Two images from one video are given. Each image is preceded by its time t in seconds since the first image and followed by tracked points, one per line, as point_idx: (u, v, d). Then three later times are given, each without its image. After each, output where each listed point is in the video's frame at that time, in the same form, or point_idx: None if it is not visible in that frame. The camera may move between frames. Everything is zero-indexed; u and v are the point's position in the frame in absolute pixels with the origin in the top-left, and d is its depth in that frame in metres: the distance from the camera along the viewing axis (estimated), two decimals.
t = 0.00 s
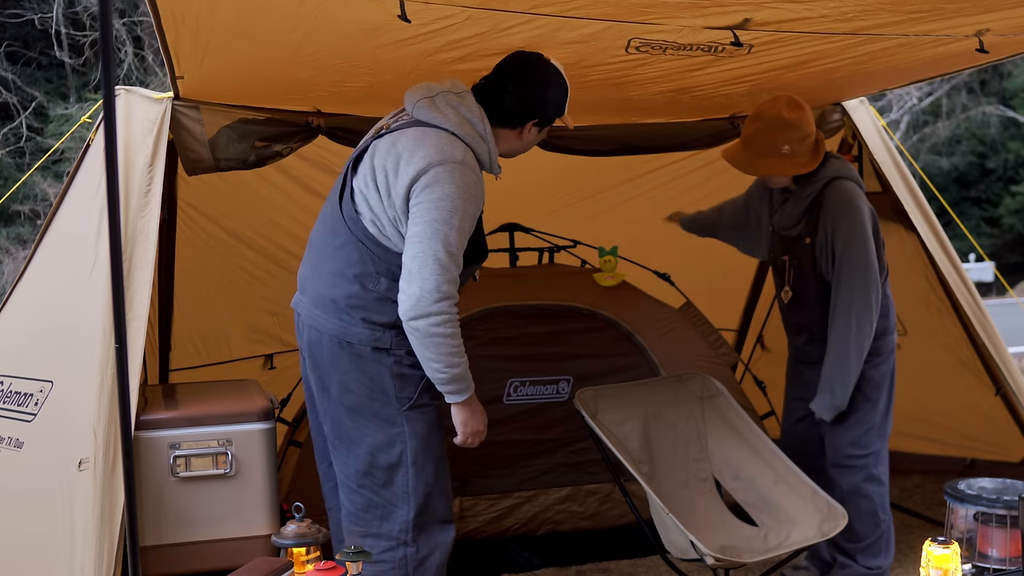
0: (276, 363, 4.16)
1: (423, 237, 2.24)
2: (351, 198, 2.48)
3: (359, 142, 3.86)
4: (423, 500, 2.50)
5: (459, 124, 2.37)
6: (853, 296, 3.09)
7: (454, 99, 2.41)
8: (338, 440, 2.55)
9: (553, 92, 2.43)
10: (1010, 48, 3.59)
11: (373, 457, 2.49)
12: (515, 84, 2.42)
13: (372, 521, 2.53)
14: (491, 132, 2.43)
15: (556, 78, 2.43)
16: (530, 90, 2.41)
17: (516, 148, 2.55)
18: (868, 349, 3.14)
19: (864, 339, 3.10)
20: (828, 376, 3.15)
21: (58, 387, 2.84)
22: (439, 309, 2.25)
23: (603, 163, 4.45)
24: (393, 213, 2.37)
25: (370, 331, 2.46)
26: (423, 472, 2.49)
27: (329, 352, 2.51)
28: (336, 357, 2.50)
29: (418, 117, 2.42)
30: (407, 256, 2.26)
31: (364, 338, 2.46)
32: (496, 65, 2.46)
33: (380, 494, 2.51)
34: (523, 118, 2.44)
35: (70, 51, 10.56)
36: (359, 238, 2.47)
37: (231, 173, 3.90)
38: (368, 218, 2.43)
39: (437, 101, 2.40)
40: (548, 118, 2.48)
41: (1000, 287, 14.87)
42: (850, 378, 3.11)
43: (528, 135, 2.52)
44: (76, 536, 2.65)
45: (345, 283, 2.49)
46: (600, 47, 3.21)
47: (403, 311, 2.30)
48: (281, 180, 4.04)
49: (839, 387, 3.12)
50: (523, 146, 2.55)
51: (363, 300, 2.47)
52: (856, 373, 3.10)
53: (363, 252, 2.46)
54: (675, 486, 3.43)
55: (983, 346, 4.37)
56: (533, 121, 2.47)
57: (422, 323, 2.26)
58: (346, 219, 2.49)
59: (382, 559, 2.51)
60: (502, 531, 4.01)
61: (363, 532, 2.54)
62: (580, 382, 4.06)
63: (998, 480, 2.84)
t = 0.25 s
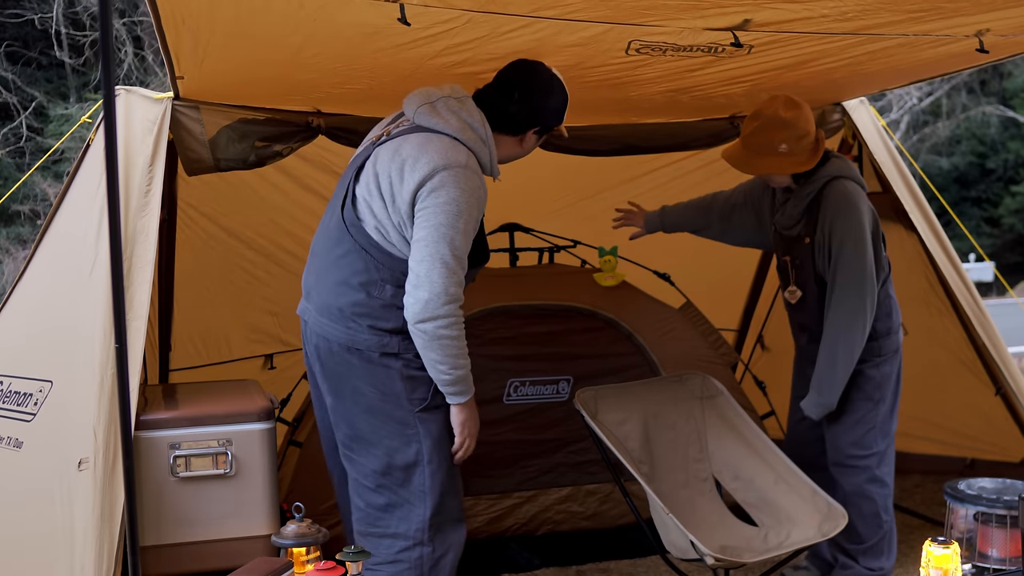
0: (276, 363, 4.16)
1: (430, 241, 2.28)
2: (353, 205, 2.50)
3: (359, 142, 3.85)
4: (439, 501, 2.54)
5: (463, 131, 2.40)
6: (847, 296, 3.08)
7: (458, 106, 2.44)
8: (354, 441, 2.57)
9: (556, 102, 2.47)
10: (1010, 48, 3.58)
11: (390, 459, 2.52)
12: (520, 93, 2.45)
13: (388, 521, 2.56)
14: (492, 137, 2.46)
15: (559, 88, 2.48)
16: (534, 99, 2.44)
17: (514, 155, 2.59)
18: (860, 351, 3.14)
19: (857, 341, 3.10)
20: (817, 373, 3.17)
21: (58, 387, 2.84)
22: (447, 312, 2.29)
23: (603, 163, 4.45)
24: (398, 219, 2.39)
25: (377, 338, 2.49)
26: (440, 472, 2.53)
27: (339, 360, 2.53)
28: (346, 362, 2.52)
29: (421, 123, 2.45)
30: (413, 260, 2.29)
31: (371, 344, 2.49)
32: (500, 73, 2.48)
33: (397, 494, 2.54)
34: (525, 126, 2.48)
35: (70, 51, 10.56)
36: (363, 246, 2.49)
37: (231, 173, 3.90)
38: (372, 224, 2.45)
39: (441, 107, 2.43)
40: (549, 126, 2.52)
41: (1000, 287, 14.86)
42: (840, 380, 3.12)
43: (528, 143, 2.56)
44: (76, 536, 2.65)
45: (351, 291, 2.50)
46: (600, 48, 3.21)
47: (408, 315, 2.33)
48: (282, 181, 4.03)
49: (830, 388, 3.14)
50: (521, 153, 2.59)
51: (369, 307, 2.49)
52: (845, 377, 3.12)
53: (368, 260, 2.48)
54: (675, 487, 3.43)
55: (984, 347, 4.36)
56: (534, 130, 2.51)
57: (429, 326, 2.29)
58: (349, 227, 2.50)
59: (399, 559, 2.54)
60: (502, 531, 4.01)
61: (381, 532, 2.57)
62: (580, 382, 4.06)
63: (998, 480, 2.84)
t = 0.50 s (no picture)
0: (276, 362, 4.16)
1: (433, 246, 2.30)
2: (357, 218, 2.52)
3: (359, 142, 3.86)
4: (455, 498, 2.51)
5: (462, 142, 2.42)
6: (860, 297, 3.08)
7: (457, 117, 2.46)
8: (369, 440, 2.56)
9: (553, 119, 2.51)
10: (1010, 49, 3.58)
11: (406, 457, 2.51)
12: (519, 111, 2.48)
13: (403, 518, 2.55)
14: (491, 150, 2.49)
15: (556, 106, 2.51)
16: (533, 117, 2.48)
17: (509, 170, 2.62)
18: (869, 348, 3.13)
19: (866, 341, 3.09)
20: (826, 372, 3.15)
21: (58, 388, 2.84)
22: (450, 315, 2.31)
23: (603, 163, 4.45)
24: (401, 227, 2.41)
25: (381, 343, 2.49)
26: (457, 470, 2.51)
27: (347, 365, 2.54)
28: (354, 367, 2.53)
29: (421, 136, 2.47)
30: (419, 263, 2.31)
31: (375, 349, 2.49)
32: (500, 89, 2.51)
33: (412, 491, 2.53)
34: (524, 143, 2.51)
35: (70, 51, 10.56)
36: (366, 256, 2.49)
37: (231, 173, 3.90)
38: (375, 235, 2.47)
39: (442, 120, 2.45)
40: (544, 144, 2.56)
41: (1000, 287, 14.86)
42: (852, 376, 3.10)
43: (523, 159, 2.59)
44: (76, 536, 2.66)
45: (355, 299, 2.51)
46: (600, 49, 3.21)
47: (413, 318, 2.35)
48: (282, 182, 4.03)
49: (842, 384, 3.11)
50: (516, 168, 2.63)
51: (373, 314, 2.49)
52: (856, 373, 3.10)
53: (370, 269, 2.49)
54: (675, 487, 3.43)
55: (983, 346, 4.37)
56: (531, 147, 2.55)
57: (434, 328, 2.30)
58: (353, 239, 2.52)
59: (415, 555, 2.52)
60: (502, 531, 4.01)
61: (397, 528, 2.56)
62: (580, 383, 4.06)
63: (998, 480, 2.84)
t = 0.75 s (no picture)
0: (276, 362, 4.16)
1: (443, 235, 2.48)
2: (369, 208, 2.69)
3: (359, 142, 3.85)
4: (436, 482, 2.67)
5: (475, 146, 2.63)
6: (869, 300, 3.08)
7: (471, 124, 2.67)
8: (360, 421, 2.72)
9: (556, 136, 2.71)
10: (1010, 49, 3.58)
11: (391, 441, 2.67)
12: (526, 127, 2.69)
13: (387, 498, 2.70)
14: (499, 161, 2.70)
15: (559, 125, 2.72)
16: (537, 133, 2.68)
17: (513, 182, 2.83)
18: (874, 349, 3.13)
19: (872, 345, 3.10)
20: (834, 374, 3.14)
21: (59, 387, 2.84)
22: (453, 301, 2.48)
23: (603, 163, 4.45)
24: (413, 218, 2.59)
25: (378, 327, 2.65)
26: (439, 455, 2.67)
27: (345, 347, 2.69)
28: (351, 350, 2.69)
29: (438, 139, 2.69)
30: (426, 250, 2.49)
31: (371, 333, 2.65)
32: (510, 106, 2.72)
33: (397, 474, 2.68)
34: (528, 155, 2.72)
35: (70, 51, 10.56)
36: (374, 243, 2.65)
37: (231, 173, 3.90)
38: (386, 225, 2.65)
39: (457, 126, 2.66)
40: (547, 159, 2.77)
41: (1000, 287, 14.85)
42: (858, 375, 3.10)
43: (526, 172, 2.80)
44: (76, 536, 2.66)
45: (358, 284, 2.66)
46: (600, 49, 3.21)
47: (416, 300, 2.51)
48: (282, 181, 4.03)
49: (849, 384, 3.11)
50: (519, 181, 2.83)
51: (374, 299, 2.65)
52: (862, 375, 3.11)
53: (377, 256, 2.65)
54: (675, 487, 3.44)
55: (983, 346, 4.37)
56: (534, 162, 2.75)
57: (436, 311, 2.48)
58: (362, 227, 2.68)
59: (397, 532, 2.67)
60: (502, 531, 4.01)
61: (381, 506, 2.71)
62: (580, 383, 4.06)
63: (998, 480, 2.84)
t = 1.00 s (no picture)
0: (276, 363, 4.16)
1: (455, 229, 2.57)
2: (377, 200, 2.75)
3: (359, 143, 3.83)
4: (421, 469, 2.73)
5: (484, 153, 2.71)
6: (874, 297, 3.04)
7: (482, 131, 2.75)
8: (348, 407, 2.78)
9: (557, 147, 2.80)
10: (1010, 49, 3.58)
11: (377, 428, 2.73)
12: (529, 135, 2.78)
13: (374, 483, 2.76)
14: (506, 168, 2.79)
15: (561, 138, 2.82)
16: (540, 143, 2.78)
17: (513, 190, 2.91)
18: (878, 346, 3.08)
19: (872, 348, 3.06)
20: (834, 370, 3.11)
21: (58, 387, 2.84)
22: (459, 294, 2.57)
23: (603, 163, 4.45)
24: (425, 213, 2.67)
25: (378, 314, 2.71)
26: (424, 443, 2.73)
27: (343, 333, 2.74)
28: (348, 335, 2.74)
29: (449, 143, 2.77)
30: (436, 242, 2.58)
31: (372, 319, 2.71)
32: (515, 115, 2.82)
33: (382, 460, 2.74)
34: (529, 163, 2.81)
35: (70, 51, 10.56)
36: (382, 234, 2.72)
37: (232, 174, 3.90)
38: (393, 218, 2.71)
39: (468, 131, 2.74)
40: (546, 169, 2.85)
41: (1000, 287, 14.84)
42: (857, 376, 3.07)
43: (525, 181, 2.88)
44: (76, 536, 2.66)
45: (362, 272, 2.72)
46: (599, 49, 3.21)
47: (423, 289, 2.59)
48: (282, 181, 4.03)
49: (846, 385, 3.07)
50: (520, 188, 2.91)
51: (376, 287, 2.71)
52: (859, 377, 3.07)
53: (384, 246, 2.71)
54: (675, 487, 3.44)
55: (983, 346, 4.38)
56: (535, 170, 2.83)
57: (443, 301, 2.56)
58: (370, 217, 2.74)
59: (383, 515, 2.74)
60: (502, 531, 4.01)
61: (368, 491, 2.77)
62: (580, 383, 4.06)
63: (998, 480, 2.84)
